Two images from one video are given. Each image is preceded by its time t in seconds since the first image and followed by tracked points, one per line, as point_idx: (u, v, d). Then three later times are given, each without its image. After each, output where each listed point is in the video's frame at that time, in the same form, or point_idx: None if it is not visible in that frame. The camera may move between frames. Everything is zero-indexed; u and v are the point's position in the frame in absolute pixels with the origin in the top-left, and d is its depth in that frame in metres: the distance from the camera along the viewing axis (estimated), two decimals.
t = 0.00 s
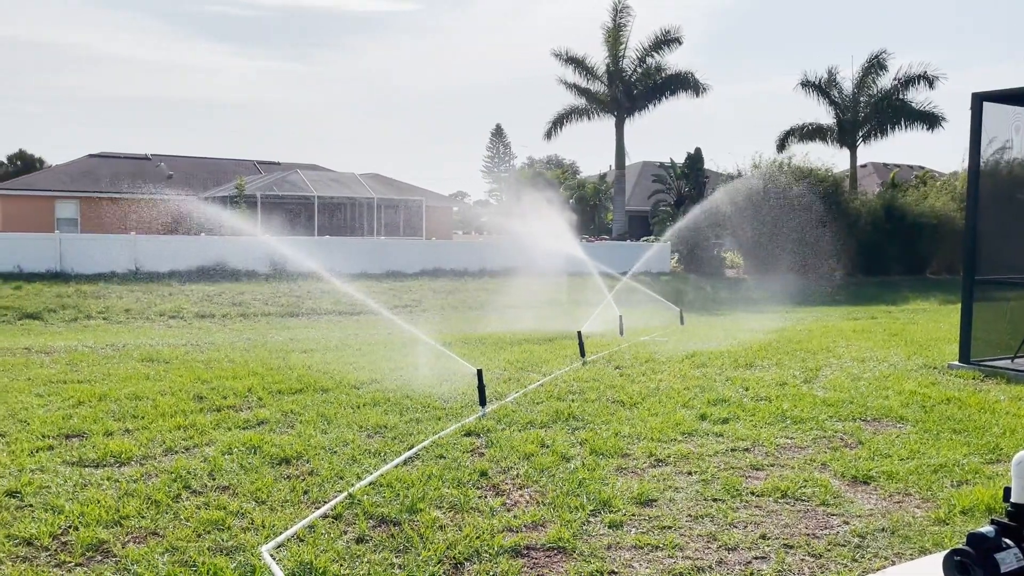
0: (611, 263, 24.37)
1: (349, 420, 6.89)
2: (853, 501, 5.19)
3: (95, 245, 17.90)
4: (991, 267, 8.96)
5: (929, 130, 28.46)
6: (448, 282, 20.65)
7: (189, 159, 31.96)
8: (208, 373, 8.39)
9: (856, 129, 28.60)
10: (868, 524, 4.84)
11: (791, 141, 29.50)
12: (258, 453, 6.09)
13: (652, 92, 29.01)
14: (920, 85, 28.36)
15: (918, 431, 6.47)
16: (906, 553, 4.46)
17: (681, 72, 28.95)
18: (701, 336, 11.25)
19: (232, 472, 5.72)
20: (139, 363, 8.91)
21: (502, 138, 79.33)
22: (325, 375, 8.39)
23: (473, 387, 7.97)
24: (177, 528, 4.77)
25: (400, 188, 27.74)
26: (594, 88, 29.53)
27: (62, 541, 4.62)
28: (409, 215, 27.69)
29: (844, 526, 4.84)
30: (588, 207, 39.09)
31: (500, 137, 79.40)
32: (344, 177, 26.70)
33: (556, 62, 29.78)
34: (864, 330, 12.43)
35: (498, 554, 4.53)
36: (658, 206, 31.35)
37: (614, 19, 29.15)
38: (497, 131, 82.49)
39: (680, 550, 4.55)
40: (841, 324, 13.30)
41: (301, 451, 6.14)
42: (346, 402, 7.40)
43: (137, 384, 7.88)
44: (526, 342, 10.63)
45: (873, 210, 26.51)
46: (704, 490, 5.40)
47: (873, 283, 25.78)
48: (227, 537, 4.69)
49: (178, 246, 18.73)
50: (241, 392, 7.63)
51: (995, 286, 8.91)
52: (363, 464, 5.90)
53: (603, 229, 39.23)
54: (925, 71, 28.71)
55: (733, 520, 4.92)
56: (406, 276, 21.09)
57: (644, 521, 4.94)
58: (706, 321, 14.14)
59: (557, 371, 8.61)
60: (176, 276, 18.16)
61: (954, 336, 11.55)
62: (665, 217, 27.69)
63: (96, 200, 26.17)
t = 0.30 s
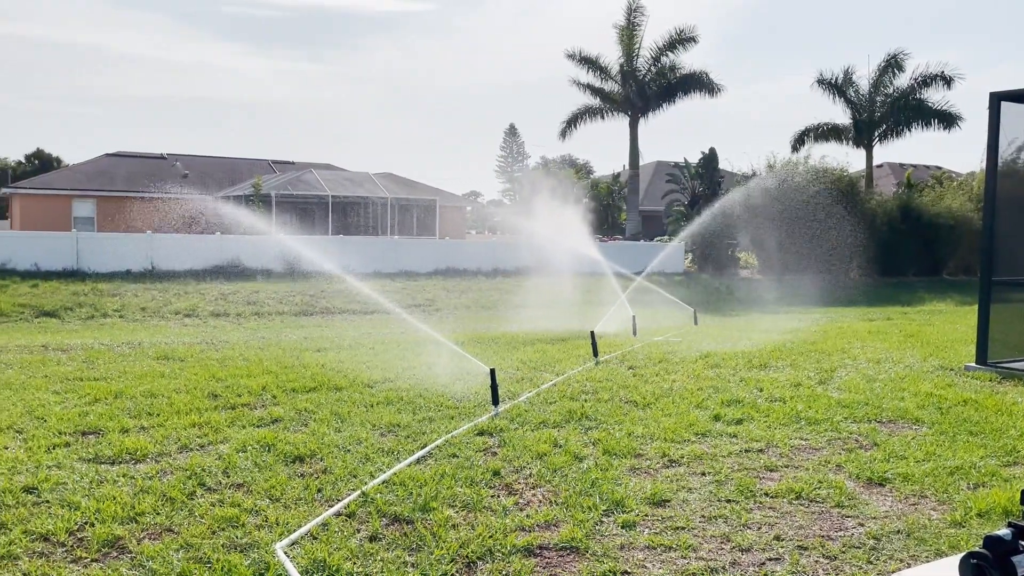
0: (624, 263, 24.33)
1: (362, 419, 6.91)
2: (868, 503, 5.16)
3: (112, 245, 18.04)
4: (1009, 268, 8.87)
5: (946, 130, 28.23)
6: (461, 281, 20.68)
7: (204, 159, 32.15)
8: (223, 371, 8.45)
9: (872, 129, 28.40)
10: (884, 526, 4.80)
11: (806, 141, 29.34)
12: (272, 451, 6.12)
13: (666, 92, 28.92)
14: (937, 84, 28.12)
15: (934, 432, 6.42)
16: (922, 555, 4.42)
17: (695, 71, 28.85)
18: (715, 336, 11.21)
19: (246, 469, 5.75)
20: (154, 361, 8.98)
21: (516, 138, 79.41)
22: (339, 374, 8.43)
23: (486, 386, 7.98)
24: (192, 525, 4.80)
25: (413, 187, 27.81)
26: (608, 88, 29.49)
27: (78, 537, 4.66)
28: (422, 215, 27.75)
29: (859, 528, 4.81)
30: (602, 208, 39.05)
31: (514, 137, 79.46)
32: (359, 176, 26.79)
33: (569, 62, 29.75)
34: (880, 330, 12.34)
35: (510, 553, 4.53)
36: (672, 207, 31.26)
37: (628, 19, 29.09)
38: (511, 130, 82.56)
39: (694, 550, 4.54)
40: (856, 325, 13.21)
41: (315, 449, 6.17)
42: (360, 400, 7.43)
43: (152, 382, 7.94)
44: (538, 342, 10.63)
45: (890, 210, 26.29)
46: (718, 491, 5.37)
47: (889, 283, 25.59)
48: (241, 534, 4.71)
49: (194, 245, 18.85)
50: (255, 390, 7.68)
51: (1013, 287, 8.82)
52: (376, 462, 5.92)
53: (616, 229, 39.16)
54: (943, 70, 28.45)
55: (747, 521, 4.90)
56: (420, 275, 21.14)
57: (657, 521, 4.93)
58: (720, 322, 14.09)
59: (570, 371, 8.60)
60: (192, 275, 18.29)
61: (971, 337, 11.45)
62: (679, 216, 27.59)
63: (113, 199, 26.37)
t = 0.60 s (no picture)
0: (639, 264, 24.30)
1: (378, 417, 6.93)
2: (886, 505, 5.12)
3: (130, 243, 18.17)
4: None
5: (964, 130, 27.97)
6: (476, 281, 20.72)
7: (220, 158, 32.33)
8: (240, 369, 8.50)
9: (890, 128, 28.20)
10: (902, 529, 4.77)
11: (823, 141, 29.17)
12: (288, 449, 6.15)
13: (682, 91, 28.82)
14: (956, 83, 27.88)
15: (952, 434, 6.37)
16: (940, 558, 4.39)
17: (711, 70, 28.74)
18: (731, 337, 11.17)
19: (262, 467, 5.79)
20: (172, 358, 9.05)
21: (531, 138, 79.46)
22: (355, 372, 8.46)
23: (501, 385, 7.99)
24: (209, 522, 4.84)
25: (427, 187, 27.87)
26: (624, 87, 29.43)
27: (97, 533, 4.71)
28: (436, 214, 27.81)
29: (876, 530, 4.79)
30: (616, 208, 38.99)
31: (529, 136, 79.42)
32: (375, 176, 26.87)
33: (585, 61, 29.71)
34: (898, 331, 12.25)
35: (526, 552, 4.54)
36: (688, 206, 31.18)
37: (643, 18, 29.02)
38: (525, 130, 82.55)
39: (709, 551, 4.53)
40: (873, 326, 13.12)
41: (330, 447, 6.20)
42: (375, 399, 7.46)
43: (169, 379, 8.02)
44: (553, 342, 10.62)
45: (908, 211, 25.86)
46: (734, 492, 5.36)
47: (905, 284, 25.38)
48: (258, 531, 4.74)
49: (212, 244, 18.97)
50: (272, 388, 7.72)
51: None
52: (391, 460, 5.94)
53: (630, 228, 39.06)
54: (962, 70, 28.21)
55: (762, 523, 4.88)
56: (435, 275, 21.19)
57: (672, 521, 4.93)
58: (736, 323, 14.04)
59: (584, 371, 8.60)
60: (209, 274, 18.41)
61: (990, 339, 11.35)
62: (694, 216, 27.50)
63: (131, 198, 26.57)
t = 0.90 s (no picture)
0: (655, 264, 24.27)
1: (395, 416, 6.95)
2: (905, 507, 5.09)
3: (150, 242, 18.31)
4: None
5: (986, 129, 27.69)
6: (493, 280, 20.75)
7: (237, 158, 32.53)
8: (258, 367, 8.56)
9: (910, 127, 27.94)
10: (921, 531, 4.73)
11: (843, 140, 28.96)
12: (307, 446, 6.19)
13: (699, 91, 28.71)
14: (977, 82, 27.61)
15: (973, 436, 6.32)
16: (960, 561, 4.36)
17: (728, 69, 28.60)
18: (749, 337, 11.14)
19: (281, 464, 5.83)
20: (191, 356, 9.12)
21: (547, 137, 79.47)
22: (372, 371, 8.50)
23: (517, 384, 8.00)
24: (228, 519, 4.88)
25: (444, 186, 27.92)
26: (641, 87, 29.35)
27: (118, 528, 4.76)
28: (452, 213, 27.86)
29: (896, 532, 4.76)
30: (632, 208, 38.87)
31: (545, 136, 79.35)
32: (392, 175, 26.94)
33: (601, 61, 29.66)
34: (918, 332, 12.15)
35: (543, 551, 4.55)
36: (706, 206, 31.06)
37: (660, 17, 28.95)
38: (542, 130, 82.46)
39: (727, 552, 4.52)
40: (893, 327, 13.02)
41: (348, 444, 6.24)
42: (392, 397, 7.48)
43: (189, 376, 8.09)
44: (570, 341, 10.60)
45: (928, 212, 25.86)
46: (752, 492, 5.34)
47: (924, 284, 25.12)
48: (277, 527, 4.78)
49: (231, 243, 19.08)
50: (290, 386, 7.77)
51: None
52: (409, 459, 5.97)
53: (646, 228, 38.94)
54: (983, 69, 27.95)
55: (781, 524, 4.86)
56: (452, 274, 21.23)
57: (690, 521, 4.92)
58: (753, 323, 13.97)
59: (601, 371, 8.59)
60: (227, 272, 18.54)
61: (1012, 340, 11.25)
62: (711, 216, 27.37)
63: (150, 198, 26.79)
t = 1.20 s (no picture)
0: (675, 263, 24.23)
1: (414, 414, 6.98)
2: (929, 509, 5.04)
3: (172, 241, 18.51)
4: None
5: (1010, 127, 27.33)
6: (511, 279, 20.76)
7: (257, 157, 32.75)
8: (279, 365, 8.62)
9: (933, 125, 27.64)
10: (944, 533, 4.69)
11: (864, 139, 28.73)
12: (327, 444, 6.24)
13: (719, 90, 28.57)
14: (1002, 79, 27.27)
15: (998, 439, 6.25)
16: (984, 563, 4.32)
17: (749, 68, 28.45)
18: (769, 337, 11.08)
19: (302, 461, 5.87)
20: (213, 354, 9.20)
21: (565, 135, 79.35)
22: (391, 369, 8.54)
23: (536, 383, 8.01)
24: (250, 515, 4.93)
25: (462, 185, 27.97)
26: (660, 86, 29.25)
27: (142, 524, 4.81)
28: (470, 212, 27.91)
29: (919, 534, 4.71)
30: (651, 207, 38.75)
31: (563, 134, 79.25)
32: (412, 175, 27.01)
33: (620, 60, 29.59)
34: (941, 333, 12.03)
35: (563, 550, 4.55)
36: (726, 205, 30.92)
37: (680, 16, 28.83)
38: (560, 128, 82.35)
39: (747, 553, 4.50)
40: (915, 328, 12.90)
41: (368, 442, 6.28)
42: (411, 396, 7.51)
43: (211, 374, 8.17)
44: (589, 341, 10.59)
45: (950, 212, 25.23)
46: (772, 493, 5.32)
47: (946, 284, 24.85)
48: (298, 524, 4.82)
49: (251, 242, 19.24)
50: (311, 384, 7.81)
51: None
52: (428, 457, 5.99)
53: (664, 227, 38.78)
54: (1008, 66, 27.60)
55: (802, 525, 4.84)
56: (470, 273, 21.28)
57: (710, 522, 4.91)
58: (774, 323, 13.89)
59: (620, 370, 8.58)
60: (248, 271, 18.71)
61: None
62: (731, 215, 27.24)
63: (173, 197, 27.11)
